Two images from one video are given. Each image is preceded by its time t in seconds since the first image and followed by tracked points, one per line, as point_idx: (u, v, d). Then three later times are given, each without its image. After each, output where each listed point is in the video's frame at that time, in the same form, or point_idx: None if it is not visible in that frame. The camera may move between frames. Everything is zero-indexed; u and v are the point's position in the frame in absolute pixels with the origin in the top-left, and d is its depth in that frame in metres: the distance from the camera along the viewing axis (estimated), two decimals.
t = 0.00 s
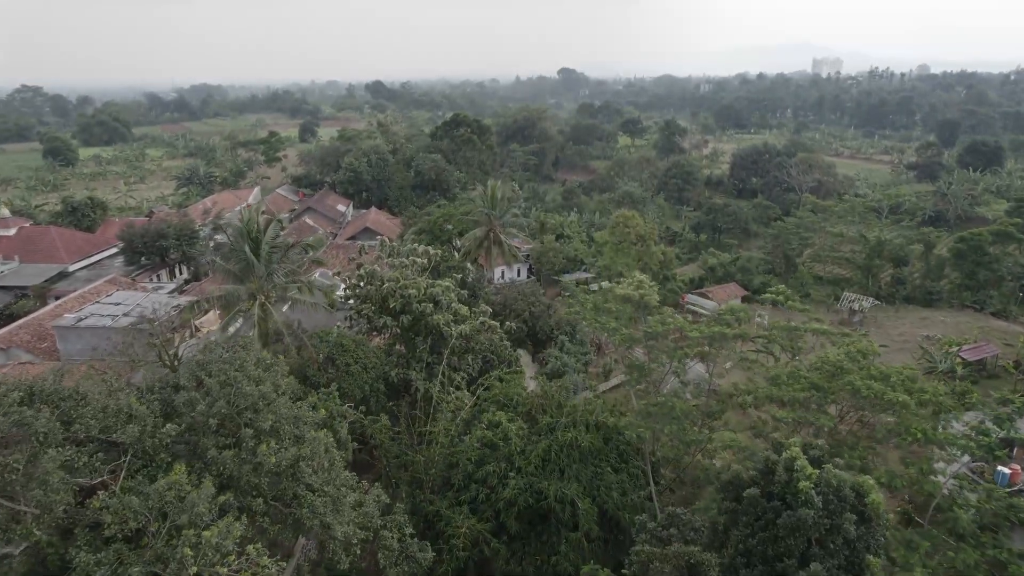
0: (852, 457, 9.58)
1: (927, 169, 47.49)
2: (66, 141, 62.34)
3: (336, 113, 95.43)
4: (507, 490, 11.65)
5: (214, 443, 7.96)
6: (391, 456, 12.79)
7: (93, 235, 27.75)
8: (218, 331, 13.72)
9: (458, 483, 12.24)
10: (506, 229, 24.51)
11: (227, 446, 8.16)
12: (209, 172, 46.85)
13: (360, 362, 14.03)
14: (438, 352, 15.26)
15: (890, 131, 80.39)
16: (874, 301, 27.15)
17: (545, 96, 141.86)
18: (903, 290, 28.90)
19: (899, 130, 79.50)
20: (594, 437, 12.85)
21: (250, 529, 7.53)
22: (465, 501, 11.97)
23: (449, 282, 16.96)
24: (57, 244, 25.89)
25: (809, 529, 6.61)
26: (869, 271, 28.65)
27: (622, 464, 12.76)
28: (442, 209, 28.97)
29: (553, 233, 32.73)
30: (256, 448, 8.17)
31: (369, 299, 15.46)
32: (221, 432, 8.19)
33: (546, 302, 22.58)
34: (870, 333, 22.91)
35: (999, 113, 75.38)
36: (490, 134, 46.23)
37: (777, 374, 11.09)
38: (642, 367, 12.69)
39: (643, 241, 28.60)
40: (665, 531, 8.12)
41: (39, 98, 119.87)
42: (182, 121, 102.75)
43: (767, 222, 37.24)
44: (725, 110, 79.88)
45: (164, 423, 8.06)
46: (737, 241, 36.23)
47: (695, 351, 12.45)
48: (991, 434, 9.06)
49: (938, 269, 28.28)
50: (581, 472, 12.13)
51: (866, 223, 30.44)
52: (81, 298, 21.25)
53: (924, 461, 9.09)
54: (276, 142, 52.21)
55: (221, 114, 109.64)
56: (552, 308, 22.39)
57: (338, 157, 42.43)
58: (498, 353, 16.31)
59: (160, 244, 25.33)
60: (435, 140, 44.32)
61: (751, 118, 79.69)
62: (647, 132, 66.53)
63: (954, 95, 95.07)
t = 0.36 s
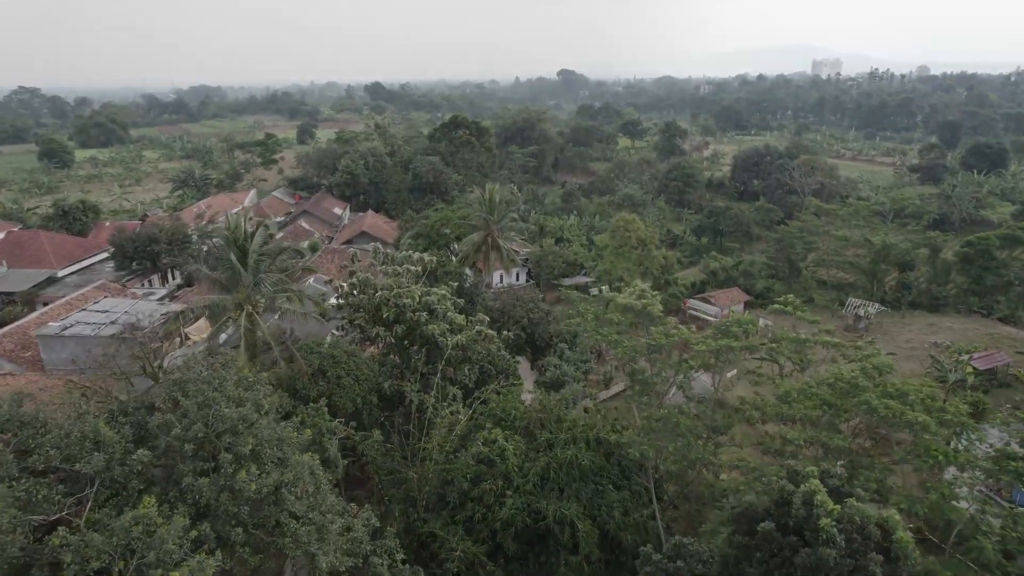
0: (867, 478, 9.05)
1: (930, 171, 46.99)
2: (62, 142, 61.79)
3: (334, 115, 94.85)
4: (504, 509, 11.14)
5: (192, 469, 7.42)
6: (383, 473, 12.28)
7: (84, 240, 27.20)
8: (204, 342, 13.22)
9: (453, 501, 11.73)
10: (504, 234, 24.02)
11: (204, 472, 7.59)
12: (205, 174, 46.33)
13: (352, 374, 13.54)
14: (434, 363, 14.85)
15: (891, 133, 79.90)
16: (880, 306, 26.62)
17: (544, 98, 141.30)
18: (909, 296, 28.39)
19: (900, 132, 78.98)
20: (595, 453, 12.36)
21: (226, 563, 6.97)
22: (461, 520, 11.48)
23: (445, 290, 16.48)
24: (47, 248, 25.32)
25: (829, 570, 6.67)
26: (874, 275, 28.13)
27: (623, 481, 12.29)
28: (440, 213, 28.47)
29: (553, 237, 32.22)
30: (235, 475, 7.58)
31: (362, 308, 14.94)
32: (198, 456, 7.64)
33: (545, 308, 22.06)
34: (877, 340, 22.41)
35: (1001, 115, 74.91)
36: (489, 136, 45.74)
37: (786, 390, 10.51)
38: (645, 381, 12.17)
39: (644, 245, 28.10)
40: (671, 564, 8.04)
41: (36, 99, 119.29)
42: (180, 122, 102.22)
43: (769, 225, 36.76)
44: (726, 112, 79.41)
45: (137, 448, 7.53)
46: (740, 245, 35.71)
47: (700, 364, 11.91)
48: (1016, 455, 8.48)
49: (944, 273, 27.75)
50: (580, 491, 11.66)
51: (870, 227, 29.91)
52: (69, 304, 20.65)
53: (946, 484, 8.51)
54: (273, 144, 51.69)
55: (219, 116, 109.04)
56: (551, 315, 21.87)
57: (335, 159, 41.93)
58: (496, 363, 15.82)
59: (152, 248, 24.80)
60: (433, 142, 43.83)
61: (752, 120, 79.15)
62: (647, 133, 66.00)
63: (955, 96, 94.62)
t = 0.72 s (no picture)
0: (885, 502, 8.50)
1: (935, 172, 46.43)
2: (58, 143, 61.30)
3: (333, 115, 94.28)
4: (500, 529, 10.62)
5: (163, 497, 6.89)
6: (374, 490, 11.75)
7: (73, 243, 26.67)
8: (190, 352, 12.74)
9: (447, 520, 11.21)
10: (503, 238, 23.53)
11: (178, 500, 7.08)
12: (200, 175, 45.83)
13: (343, 386, 13.04)
14: (430, 373, 14.35)
15: (892, 133, 79.37)
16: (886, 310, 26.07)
17: (544, 98, 140.80)
18: (914, 300, 27.84)
19: (902, 132, 78.43)
20: (595, 469, 11.83)
21: None
22: (455, 540, 10.98)
23: (441, 297, 15.96)
24: (34, 251, 24.79)
25: None
26: (878, 279, 27.61)
27: (625, 498, 11.77)
28: (437, 215, 27.95)
29: (552, 239, 31.71)
30: (209, 503, 7.03)
31: (354, 317, 14.43)
32: (170, 483, 7.11)
33: (545, 314, 21.56)
34: (884, 346, 21.91)
35: (1003, 115, 74.35)
36: (488, 137, 45.22)
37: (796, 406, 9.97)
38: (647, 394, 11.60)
39: (644, 248, 27.58)
40: None
41: (33, 100, 118.76)
42: (178, 122, 101.71)
43: (771, 227, 36.25)
44: (726, 112, 78.93)
45: (105, 476, 7.03)
46: (742, 248, 35.21)
47: (704, 377, 11.35)
48: None
49: (950, 277, 27.19)
50: (579, 510, 11.16)
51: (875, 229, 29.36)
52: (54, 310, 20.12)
53: (970, 509, 7.92)
54: (269, 145, 51.15)
55: (217, 116, 108.45)
56: (551, 320, 21.36)
57: (332, 160, 41.44)
58: (493, 372, 15.30)
59: (142, 252, 24.28)
60: (431, 143, 43.36)
61: (753, 120, 78.62)
62: (647, 134, 65.45)
63: (957, 95, 93.94)
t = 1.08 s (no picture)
0: (904, 528, 8.00)
1: (938, 174, 45.95)
2: (53, 144, 60.72)
3: (331, 115, 93.72)
4: (496, 551, 10.12)
5: (131, 529, 6.39)
6: (366, 508, 11.25)
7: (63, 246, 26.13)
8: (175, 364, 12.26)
9: (441, 540, 10.71)
10: (501, 242, 23.06)
11: (147, 533, 6.54)
12: (196, 176, 45.31)
13: (333, 398, 12.54)
14: (424, 383, 13.86)
15: (893, 133, 78.89)
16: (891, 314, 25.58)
17: (544, 98, 140.26)
18: (920, 304, 27.35)
19: (904, 133, 77.94)
20: (595, 487, 11.30)
21: None
22: (449, 561, 10.50)
23: (437, 304, 15.46)
24: (22, 255, 24.25)
25: None
26: (883, 283, 27.12)
27: (627, 516, 11.27)
28: (434, 218, 27.47)
29: (551, 242, 31.23)
30: (181, 535, 6.49)
31: (346, 326, 13.92)
32: (138, 514, 6.60)
33: (544, 320, 21.08)
34: (890, 353, 21.45)
35: (1006, 116, 73.88)
36: (487, 138, 44.75)
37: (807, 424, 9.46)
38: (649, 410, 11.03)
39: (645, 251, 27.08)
40: None
41: (30, 99, 118.13)
42: (175, 123, 101.17)
43: (773, 229, 35.77)
44: (727, 112, 78.45)
45: (69, 507, 6.54)
46: (744, 250, 34.72)
47: (711, 391, 10.79)
48: None
49: (957, 281, 26.69)
50: (579, 530, 10.67)
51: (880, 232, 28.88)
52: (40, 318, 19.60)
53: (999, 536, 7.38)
54: (266, 145, 50.64)
55: (216, 116, 107.97)
56: (550, 326, 20.88)
57: (329, 161, 40.95)
58: (490, 382, 14.85)
59: (132, 256, 23.77)
60: (430, 144, 42.90)
61: (754, 120, 78.08)
62: (648, 135, 64.95)
63: (959, 96, 93.43)
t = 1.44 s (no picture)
0: (926, 559, 7.50)
1: (942, 175, 45.47)
2: (48, 144, 60.15)
3: (330, 115, 93.22)
4: None
5: (93, 568, 5.92)
6: (356, 527, 10.74)
7: (53, 249, 25.57)
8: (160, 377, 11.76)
9: (434, 564, 10.20)
10: (499, 246, 22.60)
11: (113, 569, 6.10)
12: (192, 178, 44.79)
13: (323, 411, 12.04)
14: (419, 395, 13.38)
15: (894, 133, 78.42)
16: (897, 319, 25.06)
17: (543, 98, 139.88)
18: (926, 308, 26.83)
19: (905, 134, 77.48)
20: (596, 506, 10.78)
21: None
22: None
23: (431, 313, 14.97)
24: (10, 259, 23.69)
25: None
26: (888, 287, 26.63)
27: (629, 537, 10.77)
28: (432, 220, 26.99)
29: (551, 244, 30.72)
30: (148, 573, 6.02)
31: (338, 334, 13.40)
32: (106, 551, 6.19)
33: (543, 326, 20.57)
34: (898, 360, 20.95)
35: (1008, 116, 73.40)
36: (486, 139, 44.27)
37: (820, 443, 8.93)
38: (653, 426, 10.52)
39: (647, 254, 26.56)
40: None
41: (28, 100, 117.54)
42: (173, 123, 100.66)
43: (775, 231, 35.29)
44: (727, 113, 77.98)
45: (30, 545, 6.11)
46: (746, 253, 34.23)
47: (717, 406, 10.28)
48: None
49: (964, 284, 26.18)
50: (578, 554, 10.17)
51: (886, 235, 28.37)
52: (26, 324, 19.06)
53: None
54: (262, 146, 50.07)
55: (214, 116, 107.50)
56: (549, 333, 20.36)
57: (325, 163, 40.46)
58: (487, 394, 14.36)
59: (122, 260, 23.28)
60: (427, 145, 42.44)
61: (754, 121, 77.60)
62: (648, 135, 64.45)
63: (959, 96, 92.98)
